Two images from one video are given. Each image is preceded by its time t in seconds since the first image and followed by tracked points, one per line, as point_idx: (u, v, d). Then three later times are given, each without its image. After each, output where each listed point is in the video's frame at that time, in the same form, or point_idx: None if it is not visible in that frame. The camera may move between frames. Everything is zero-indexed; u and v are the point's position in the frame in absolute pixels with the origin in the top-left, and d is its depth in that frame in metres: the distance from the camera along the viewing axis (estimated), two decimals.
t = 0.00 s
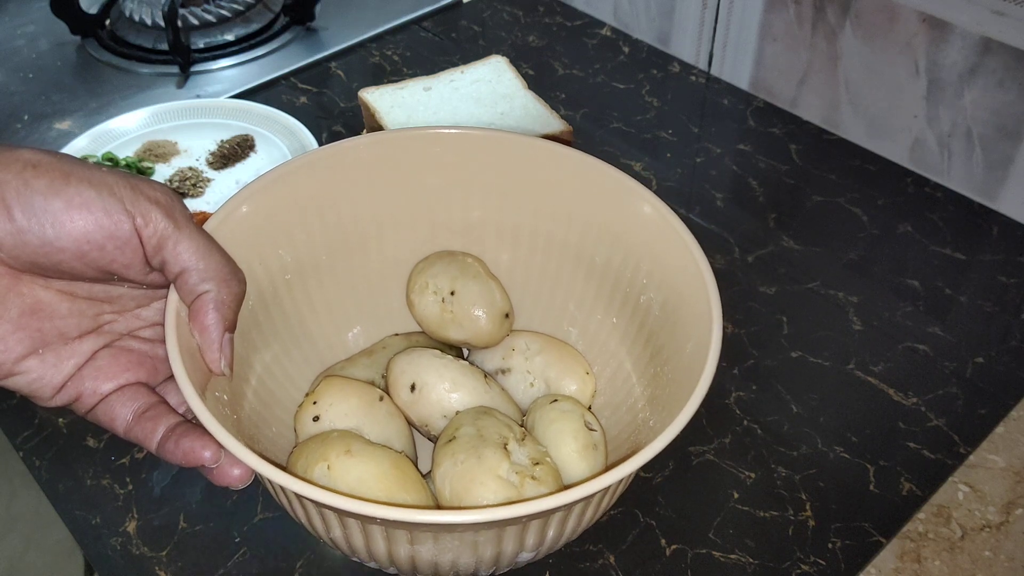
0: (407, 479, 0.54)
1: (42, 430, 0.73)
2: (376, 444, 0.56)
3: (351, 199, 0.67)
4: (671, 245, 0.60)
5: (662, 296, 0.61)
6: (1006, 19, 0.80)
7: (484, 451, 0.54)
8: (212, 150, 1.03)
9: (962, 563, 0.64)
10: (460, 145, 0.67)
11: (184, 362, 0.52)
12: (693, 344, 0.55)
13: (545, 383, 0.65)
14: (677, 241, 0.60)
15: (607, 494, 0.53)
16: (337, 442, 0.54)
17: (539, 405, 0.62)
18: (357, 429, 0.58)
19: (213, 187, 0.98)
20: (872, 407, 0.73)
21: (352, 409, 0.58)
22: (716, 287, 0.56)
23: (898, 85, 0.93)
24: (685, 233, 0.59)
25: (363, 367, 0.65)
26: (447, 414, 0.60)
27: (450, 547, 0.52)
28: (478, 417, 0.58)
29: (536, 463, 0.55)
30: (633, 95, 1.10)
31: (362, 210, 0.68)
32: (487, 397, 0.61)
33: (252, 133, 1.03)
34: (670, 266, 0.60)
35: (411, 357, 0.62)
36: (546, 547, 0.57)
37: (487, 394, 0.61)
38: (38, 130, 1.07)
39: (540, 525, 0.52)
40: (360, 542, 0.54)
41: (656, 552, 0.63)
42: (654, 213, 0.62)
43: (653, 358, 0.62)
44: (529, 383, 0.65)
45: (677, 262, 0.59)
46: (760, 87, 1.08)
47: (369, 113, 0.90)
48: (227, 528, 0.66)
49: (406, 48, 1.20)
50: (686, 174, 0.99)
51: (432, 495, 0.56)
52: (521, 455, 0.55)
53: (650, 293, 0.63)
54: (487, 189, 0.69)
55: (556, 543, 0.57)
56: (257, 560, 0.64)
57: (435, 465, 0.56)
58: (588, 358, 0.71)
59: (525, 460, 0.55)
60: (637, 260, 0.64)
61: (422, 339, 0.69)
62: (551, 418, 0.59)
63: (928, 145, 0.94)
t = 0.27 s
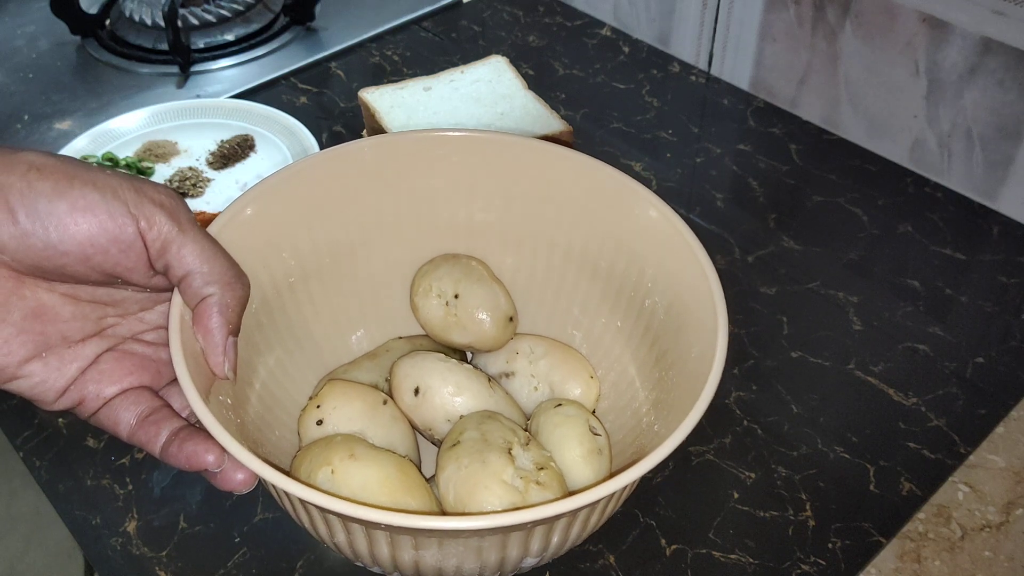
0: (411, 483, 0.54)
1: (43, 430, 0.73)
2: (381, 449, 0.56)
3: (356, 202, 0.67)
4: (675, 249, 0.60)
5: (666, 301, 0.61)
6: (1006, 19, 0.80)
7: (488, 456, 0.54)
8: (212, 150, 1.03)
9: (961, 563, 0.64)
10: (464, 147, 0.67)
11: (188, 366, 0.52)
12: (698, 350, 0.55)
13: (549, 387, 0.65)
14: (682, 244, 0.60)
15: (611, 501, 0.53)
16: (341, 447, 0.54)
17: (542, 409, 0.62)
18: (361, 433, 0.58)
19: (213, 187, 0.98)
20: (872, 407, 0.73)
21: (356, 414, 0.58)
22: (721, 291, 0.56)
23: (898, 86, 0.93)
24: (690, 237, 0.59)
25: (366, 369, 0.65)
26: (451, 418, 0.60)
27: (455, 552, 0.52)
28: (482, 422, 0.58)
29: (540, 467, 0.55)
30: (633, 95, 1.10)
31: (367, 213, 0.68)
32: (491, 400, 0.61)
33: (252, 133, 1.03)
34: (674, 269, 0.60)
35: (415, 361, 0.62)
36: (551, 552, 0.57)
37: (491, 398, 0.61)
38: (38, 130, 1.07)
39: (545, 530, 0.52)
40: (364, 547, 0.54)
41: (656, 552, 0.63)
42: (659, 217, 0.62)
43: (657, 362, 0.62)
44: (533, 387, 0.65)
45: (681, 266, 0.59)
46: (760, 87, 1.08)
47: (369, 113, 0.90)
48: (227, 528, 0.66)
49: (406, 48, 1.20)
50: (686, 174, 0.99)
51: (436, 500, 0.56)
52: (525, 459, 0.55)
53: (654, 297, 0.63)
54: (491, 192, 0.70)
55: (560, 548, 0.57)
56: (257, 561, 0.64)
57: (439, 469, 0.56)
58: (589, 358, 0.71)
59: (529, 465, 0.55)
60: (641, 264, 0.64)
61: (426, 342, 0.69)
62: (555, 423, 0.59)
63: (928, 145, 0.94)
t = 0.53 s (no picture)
0: (412, 492, 0.54)
1: (42, 431, 0.73)
2: (381, 457, 0.56)
3: (355, 211, 0.67)
4: (673, 260, 0.60)
5: (664, 310, 0.61)
6: (1006, 19, 0.80)
7: (488, 464, 0.54)
8: (212, 150, 1.03)
9: (961, 563, 0.64)
10: (464, 156, 0.67)
11: (191, 375, 0.52)
12: (694, 359, 0.55)
13: (547, 395, 0.65)
14: (680, 255, 0.60)
15: (610, 510, 0.53)
16: (342, 455, 0.55)
17: (541, 416, 0.62)
18: (361, 441, 0.58)
19: (213, 187, 0.98)
20: (872, 407, 0.73)
21: (356, 421, 0.58)
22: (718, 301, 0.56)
23: (898, 85, 0.93)
24: (688, 248, 0.59)
25: (366, 377, 0.65)
26: (450, 426, 0.60)
27: (456, 560, 0.52)
28: (481, 430, 0.58)
29: (540, 476, 0.55)
30: (633, 95, 1.10)
31: (367, 221, 0.68)
32: (490, 408, 0.61)
33: (252, 133, 1.03)
34: (671, 280, 0.60)
35: (414, 368, 0.62)
36: (550, 559, 0.57)
37: (490, 405, 0.61)
38: (39, 131, 1.07)
39: (546, 538, 0.52)
40: (365, 555, 0.54)
41: (656, 552, 0.63)
42: (656, 227, 0.62)
43: (654, 369, 0.62)
44: (531, 395, 0.65)
45: (679, 276, 0.59)
46: (760, 87, 1.08)
47: (369, 113, 0.90)
48: (227, 528, 0.66)
49: (406, 48, 1.20)
50: (686, 174, 0.99)
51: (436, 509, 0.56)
52: (524, 467, 0.55)
53: (651, 306, 0.63)
54: (491, 200, 0.69)
55: (560, 556, 0.57)
56: (257, 561, 0.64)
57: (439, 477, 0.56)
58: (589, 359, 0.71)
59: (528, 473, 0.55)
60: (638, 273, 0.64)
61: (426, 350, 0.69)
62: (553, 430, 0.59)
63: (928, 145, 0.94)
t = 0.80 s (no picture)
0: (418, 495, 0.54)
1: (42, 431, 0.73)
2: (390, 464, 0.56)
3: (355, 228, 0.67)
4: (668, 272, 0.61)
5: (660, 321, 0.62)
6: (1006, 19, 0.80)
7: (492, 470, 0.54)
8: (212, 150, 1.03)
9: (961, 563, 0.64)
10: (463, 173, 0.67)
11: (207, 389, 0.52)
12: (689, 366, 0.56)
13: (547, 403, 0.65)
14: (675, 268, 0.60)
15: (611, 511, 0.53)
16: (352, 463, 0.55)
17: (541, 423, 0.62)
18: (369, 449, 0.58)
19: (213, 187, 0.98)
20: (872, 407, 0.73)
21: (364, 430, 0.58)
22: (711, 311, 0.57)
23: (898, 85, 0.93)
24: (682, 260, 0.60)
25: (370, 387, 0.65)
26: (455, 434, 0.60)
27: (463, 562, 0.52)
28: (485, 436, 0.58)
29: (542, 480, 0.55)
30: (633, 95, 1.10)
31: (366, 237, 0.68)
32: (493, 416, 0.61)
33: (252, 133, 1.03)
34: (667, 291, 0.61)
35: (419, 379, 0.62)
36: (553, 560, 0.56)
37: (493, 413, 0.61)
38: (39, 131, 1.07)
39: (551, 540, 0.52)
40: (376, 559, 0.54)
41: (656, 551, 0.63)
42: (651, 241, 0.62)
43: (650, 377, 0.62)
44: (532, 403, 0.65)
45: (674, 287, 0.60)
46: (760, 87, 1.08)
47: (369, 113, 0.89)
48: (227, 528, 0.66)
49: (406, 48, 1.20)
50: (686, 173, 0.99)
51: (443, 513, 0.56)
52: (528, 473, 0.56)
53: (647, 316, 0.64)
54: (489, 216, 0.69)
55: (563, 557, 0.57)
56: (257, 560, 0.64)
57: (445, 483, 0.56)
58: (589, 358, 0.71)
59: (531, 478, 0.55)
60: (633, 283, 0.65)
61: (428, 360, 0.69)
62: (554, 437, 0.59)
63: (928, 145, 0.94)
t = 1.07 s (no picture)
0: (423, 499, 0.55)
1: (42, 431, 0.73)
2: (394, 469, 0.57)
3: (354, 238, 0.67)
4: (664, 279, 0.61)
5: (656, 327, 0.62)
6: (1006, 19, 0.80)
7: (495, 473, 0.54)
8: (212, 150, 1.03)
9: (961, 563, 0.64)
10: (461, 183, 0.67)
11: (218, 395, 0.53)
12: (685, 372, 0.56)
13: (545, 408, 0.65)
14: (671, 276, 0.60)
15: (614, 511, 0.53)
16: (357, 467, 0.55)
17: (540, 428, 0.62)
18: (372, 455, 0.58)
19: (213, 187, 0.98)
20: (872, 407, 0.73)
21: (367, 436, 0.58)
22: (706, 317, 0.57)
23: (898, 86, 0.93)
24: (677, 267, 0.60)
25: (372, 395, 0.65)
26: (456, 439, 0.60)
27: (469, 562, 0.52)
28: (487, 441, 0.58)
29: (545, 482, 0.55)
30: (633, 95, 1.10)
31: (365, 246, 0.68)
32: (494, 422, 0.61)
33: (252, 133, 1.03)
34: (664, 298, 0.61)
35: (421, 385, 0.62)
36: (556, 560, 0.57)
37: (493, 419, 0.61)
38: (39, 130, 1.07)
39: (555, 541, 0.52)
40: (382, 561, 0.54)
41: (656, 551, 0.63)
42: (646, 248, 0.62)
43: (647, 381, 0.63)
44: (531, 408, 0.65)
45: (669, 294, 0.60)
46: (760, 87, 1.08)
47: (370, 113, 0.90)
48: (227, 528, 0.66)
49: (406, 48, 1.20)
50: (686, 173, 0.99)
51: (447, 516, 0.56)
52: (530, 476, 0.56)
53: (643, 321, 0.64)
54: (488, 226, 0.69)
55: (565, 557, 0.57)
56: (257, 560, 0.64)
57: (449, 486, 0.56)
58: (586, 360, 0.71)
59: (534, 480, 0.55)
60: (629, 289, 0.65)
61: (428, 368, 0.69)
62: (554, 441, 0.59)
63: (928, 145, 0.94)
